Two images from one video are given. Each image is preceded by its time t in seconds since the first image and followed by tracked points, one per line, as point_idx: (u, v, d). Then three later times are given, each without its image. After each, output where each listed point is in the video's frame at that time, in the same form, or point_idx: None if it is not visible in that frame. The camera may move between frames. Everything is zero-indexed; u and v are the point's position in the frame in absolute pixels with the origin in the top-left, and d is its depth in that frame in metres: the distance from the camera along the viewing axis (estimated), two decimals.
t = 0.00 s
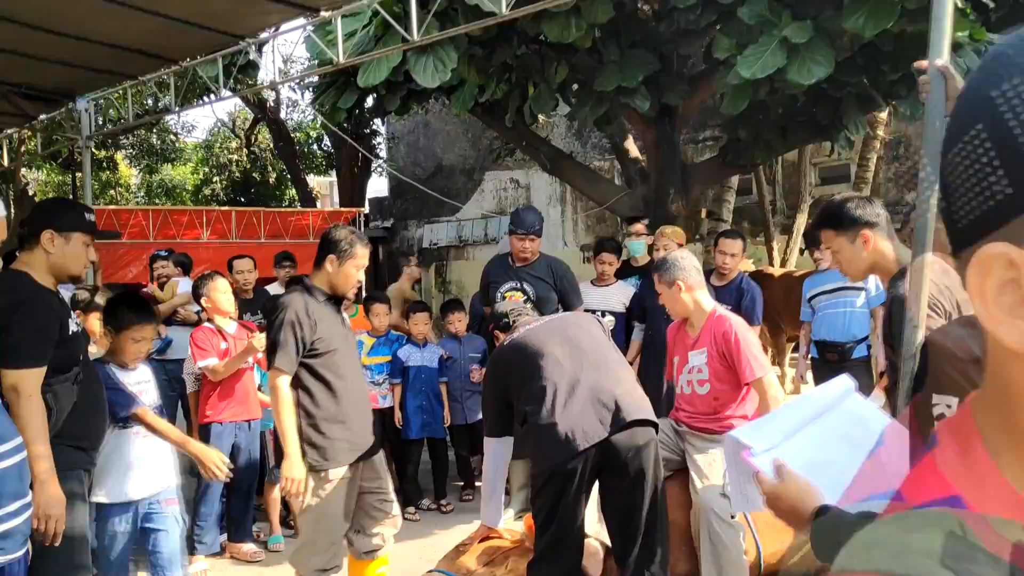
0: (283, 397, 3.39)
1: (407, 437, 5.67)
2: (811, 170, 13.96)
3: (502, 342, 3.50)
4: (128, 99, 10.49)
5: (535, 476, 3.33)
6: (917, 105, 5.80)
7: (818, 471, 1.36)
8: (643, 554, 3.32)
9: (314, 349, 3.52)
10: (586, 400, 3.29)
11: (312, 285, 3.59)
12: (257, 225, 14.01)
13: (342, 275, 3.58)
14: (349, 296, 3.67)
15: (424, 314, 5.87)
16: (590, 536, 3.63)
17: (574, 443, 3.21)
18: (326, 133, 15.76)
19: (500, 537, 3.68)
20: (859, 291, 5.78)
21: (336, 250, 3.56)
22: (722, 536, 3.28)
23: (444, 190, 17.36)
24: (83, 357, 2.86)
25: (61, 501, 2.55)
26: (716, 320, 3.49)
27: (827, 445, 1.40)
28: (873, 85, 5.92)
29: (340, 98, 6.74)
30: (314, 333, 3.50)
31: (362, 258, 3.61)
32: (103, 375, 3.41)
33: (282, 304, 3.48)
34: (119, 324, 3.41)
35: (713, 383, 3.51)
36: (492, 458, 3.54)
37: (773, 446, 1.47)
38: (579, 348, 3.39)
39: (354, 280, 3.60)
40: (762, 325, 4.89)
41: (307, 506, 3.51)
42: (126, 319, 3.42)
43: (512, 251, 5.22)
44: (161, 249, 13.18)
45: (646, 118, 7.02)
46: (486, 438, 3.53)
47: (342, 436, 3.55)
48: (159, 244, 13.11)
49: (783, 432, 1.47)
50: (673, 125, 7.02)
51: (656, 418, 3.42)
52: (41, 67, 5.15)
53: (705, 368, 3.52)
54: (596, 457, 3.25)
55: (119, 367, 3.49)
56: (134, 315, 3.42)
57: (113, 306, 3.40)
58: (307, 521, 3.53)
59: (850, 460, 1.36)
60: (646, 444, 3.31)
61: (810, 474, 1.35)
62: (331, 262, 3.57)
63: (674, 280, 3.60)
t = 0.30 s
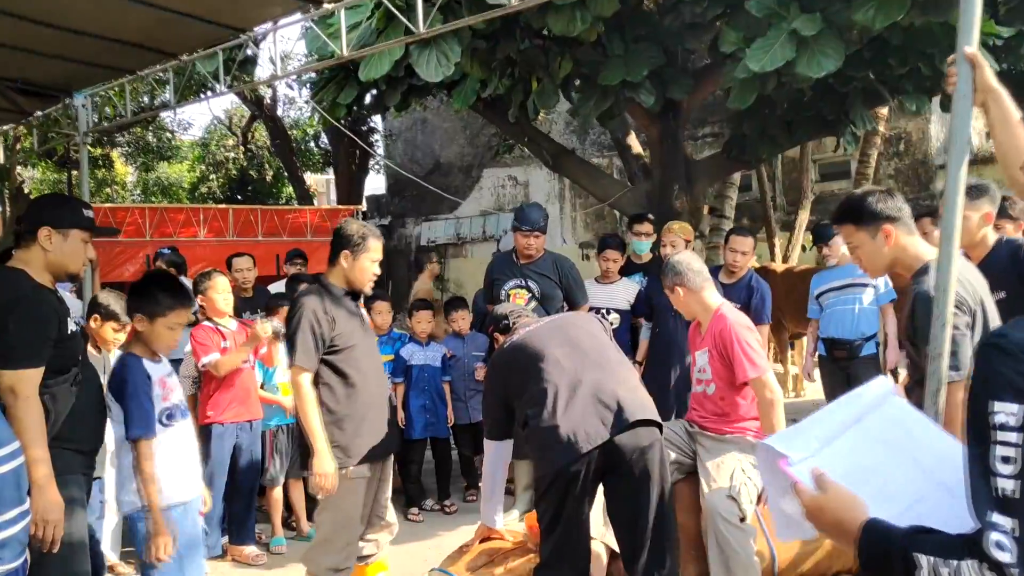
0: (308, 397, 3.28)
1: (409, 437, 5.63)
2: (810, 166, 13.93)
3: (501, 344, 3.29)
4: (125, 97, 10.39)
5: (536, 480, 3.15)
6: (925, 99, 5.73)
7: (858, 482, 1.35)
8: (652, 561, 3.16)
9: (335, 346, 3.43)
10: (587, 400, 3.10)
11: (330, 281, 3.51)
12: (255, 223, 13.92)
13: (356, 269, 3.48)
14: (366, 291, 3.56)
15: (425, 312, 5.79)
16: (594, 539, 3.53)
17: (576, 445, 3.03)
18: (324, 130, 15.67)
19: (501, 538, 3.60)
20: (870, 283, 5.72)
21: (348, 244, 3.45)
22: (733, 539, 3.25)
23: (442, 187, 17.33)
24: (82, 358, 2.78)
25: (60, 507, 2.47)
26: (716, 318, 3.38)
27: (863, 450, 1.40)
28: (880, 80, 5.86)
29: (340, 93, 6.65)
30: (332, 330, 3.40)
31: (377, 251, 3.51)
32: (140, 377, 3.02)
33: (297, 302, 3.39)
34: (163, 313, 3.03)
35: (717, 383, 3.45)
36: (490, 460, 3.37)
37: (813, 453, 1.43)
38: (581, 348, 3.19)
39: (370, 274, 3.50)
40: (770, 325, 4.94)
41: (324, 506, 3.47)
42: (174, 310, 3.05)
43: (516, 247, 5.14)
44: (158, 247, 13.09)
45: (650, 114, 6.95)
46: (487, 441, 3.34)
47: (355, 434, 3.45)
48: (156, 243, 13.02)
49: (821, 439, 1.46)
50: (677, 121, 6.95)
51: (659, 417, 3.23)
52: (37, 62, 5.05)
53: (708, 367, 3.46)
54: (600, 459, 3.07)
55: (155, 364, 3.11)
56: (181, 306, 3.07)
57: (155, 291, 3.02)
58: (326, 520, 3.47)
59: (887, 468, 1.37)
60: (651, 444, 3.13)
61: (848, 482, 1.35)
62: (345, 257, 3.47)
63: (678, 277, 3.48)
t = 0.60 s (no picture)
0: (316, 379, 3.34)
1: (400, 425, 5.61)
2: (792, 147, 13.99)
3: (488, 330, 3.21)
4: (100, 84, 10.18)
5: (524, 469, 3.08)
6: (912, 77, 5.71)
7: (871, 470, 1.36)
8: (645, 549, 3.07)
9: (339, 330, 3.49)
10: (574, 385, 3.02)
11: (332, 266, 3.54)
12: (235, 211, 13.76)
13: (356, 254, 3.51)
14: (367, 277, 3.60)
15: (413, 299, 5.71)
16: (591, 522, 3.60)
17: (563, 431, 2.96)
18: (304, 116, 15.48)
19: (500, 523, 3.90)
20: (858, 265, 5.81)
21: (350, 230, 3.48)
22: (732, 521, 3.24)
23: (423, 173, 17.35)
24: (64, 350, 2.70)
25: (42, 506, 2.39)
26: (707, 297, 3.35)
27: (878, 438, 1.42)
28: (868, 58, 5.83)
29: (321, 77, 6.53)
30: (336, 317, 3.46)
31: (377, 237, 3.54)
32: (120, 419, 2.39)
33: (303, 285, 3.45)
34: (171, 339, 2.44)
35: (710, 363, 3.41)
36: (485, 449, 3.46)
37: (827, 440, 1.43)
38: (567, 335, 3.09)
39: (370, 261, 3.53)
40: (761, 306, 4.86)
41: (325, 491, 3.57)
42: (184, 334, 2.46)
43: (504, 232, 5.08)
44: (137, 236, 12.91)
45: (636, 95, 6.88)
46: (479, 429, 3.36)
47: (358, 419, 3.54)
48: (135, 232, 12.84)
49: (836, 425, 1.45)
50: (664, 102, 6.89)
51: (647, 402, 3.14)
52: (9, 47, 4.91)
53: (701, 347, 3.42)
54: (584, 445, 2.98)
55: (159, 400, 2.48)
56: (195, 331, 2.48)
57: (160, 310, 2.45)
58: (327, 505, 3.57)
59: (903, 456, 1.38)
60: (638, 432, 3.03)
61: (866, 471, 1.36)
62: (346, 243, 3.50)
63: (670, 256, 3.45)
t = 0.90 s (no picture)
0: (297, 370, 3.36)
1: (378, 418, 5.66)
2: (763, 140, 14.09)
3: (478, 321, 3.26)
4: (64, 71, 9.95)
5: (515, 460, 3.15)
6: (886, 70, 5.74)
7: (869, 461, 1.35)
8: (632, 542, 3.14)
9: (322, 322, 3.48)
10: (564, 378, 3.09)
11: (316, 257, 3.51)
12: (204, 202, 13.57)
13: (342, 246, 3.50)
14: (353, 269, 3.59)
15: (389, 290, 5.71)
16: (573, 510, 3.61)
17: (552, 424, 3.01)
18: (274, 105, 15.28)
19: (483, 513, 3.90)
20: (834, 257, 5.87)
21: (337, 220, 3.46)
22: (717, 512, 3.25)
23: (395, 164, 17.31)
24: (34, 342, 2.61)
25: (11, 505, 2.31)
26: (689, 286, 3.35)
27: (873, 429, 1.40)
28: (842, 51, 5.86)
29: (293, 65, 6.42)
30: (321, 310, 3.45)
31: (364, 229, 3.54)
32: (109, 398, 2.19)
33: (286, 275, 3.44)
34: (173, 307, 2.25)
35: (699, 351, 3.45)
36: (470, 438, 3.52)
37: (823, 431, 1.41)
38: (559, 329, 3.17)
39: (356, 251, 3.53)
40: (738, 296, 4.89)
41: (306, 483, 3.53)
42: (183, 303, 2.26)
43: (481, 223, 5.04)
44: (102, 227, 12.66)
45: (612, 87, 6.86)
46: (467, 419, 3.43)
47: (339, 411, 3.53)
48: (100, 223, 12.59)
49: (832, 415, 1.44)
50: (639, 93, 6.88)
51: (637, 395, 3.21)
52: None
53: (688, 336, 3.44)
54: (575, 439, 3.06)
55: (157, 380, 2.29)
56: (194, 303, 2.27)
57: (163, 276, 2.27)
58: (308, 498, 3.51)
59: (900, 447, 1.37)
60: (628, 424, 3.11)
61: (863, 462, 1.35)
62: (333, 233, 3.48)
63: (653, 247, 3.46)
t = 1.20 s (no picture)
0: (259, 362, 3.28)
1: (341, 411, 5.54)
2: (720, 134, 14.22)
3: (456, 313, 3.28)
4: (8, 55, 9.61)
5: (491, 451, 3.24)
6: (845, 66, 5.81)
7: (867, 452, 1.42)
8: (607, 536, 3.26)
9: (289, 312, 3.42)
10: (542, 370, 3.18)
11: (285, 248, 3.44)
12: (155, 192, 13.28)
13: (312, 237, 3.46)
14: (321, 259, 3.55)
15: (352, 282, 5.64)
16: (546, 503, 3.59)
17: (530, 418, 3.11)
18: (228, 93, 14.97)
19: (451, 508, 3.89)
20: (793, 251, 5.93)
21: (308, 210, 3.42)
22: (688, 506, 3.29)
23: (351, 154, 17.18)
24: None
25: None
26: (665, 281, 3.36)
27: (871, 418, 1.48)
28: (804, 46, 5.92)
29: (251, 52, 6.28)
30: (287, 302, 3.39)
31: (335, 221, 3.51)
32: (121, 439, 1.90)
33: (250, 265, 3.35)
34: (183, 324, 2.00)
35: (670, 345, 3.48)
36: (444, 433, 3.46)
37: (822, 420, 1.47)
38: (539, 321, 3.24)
39: (326, 243, 3.49)
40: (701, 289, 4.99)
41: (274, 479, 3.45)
42: (197, 316, 2.01)
43: (447, 214, 5.01)
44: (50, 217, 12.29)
45: (575, 79, 6.82)
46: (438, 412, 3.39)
47: (306, 405, 3.48)
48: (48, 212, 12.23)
49: (830, 404, 1.49)
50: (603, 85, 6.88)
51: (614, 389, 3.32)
52: None
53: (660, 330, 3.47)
54: (553, 433, 3.15)
55: (173, 422, 2.02)
56: (206, 312, 2.02)
57: (171, 291, 2.02)
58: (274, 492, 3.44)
59: (896, 437, 1.46)
60: (606, 416, 3.21)
61: (859, 454, 1.42)
62: (303, 223, 3.44)
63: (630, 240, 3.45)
